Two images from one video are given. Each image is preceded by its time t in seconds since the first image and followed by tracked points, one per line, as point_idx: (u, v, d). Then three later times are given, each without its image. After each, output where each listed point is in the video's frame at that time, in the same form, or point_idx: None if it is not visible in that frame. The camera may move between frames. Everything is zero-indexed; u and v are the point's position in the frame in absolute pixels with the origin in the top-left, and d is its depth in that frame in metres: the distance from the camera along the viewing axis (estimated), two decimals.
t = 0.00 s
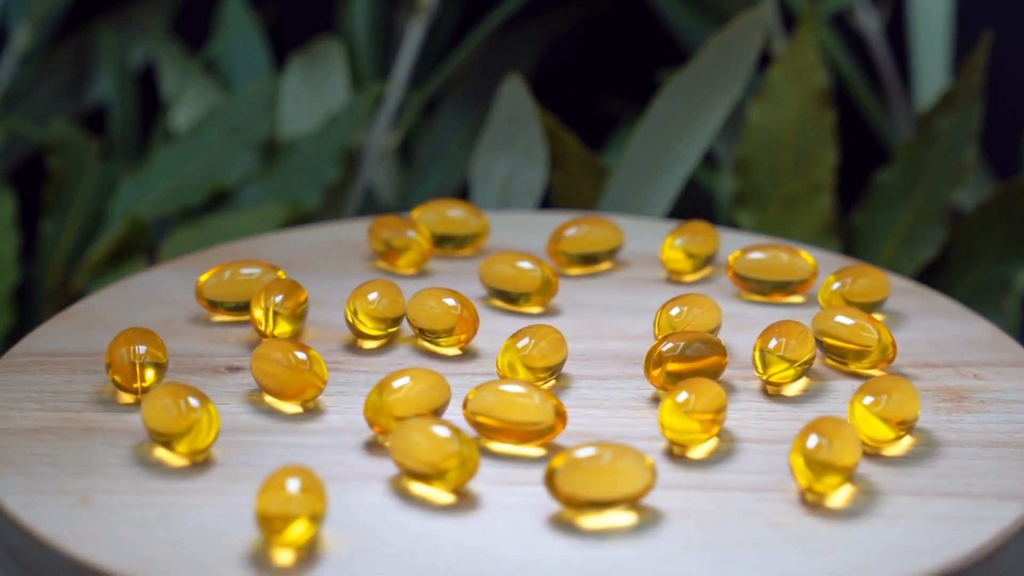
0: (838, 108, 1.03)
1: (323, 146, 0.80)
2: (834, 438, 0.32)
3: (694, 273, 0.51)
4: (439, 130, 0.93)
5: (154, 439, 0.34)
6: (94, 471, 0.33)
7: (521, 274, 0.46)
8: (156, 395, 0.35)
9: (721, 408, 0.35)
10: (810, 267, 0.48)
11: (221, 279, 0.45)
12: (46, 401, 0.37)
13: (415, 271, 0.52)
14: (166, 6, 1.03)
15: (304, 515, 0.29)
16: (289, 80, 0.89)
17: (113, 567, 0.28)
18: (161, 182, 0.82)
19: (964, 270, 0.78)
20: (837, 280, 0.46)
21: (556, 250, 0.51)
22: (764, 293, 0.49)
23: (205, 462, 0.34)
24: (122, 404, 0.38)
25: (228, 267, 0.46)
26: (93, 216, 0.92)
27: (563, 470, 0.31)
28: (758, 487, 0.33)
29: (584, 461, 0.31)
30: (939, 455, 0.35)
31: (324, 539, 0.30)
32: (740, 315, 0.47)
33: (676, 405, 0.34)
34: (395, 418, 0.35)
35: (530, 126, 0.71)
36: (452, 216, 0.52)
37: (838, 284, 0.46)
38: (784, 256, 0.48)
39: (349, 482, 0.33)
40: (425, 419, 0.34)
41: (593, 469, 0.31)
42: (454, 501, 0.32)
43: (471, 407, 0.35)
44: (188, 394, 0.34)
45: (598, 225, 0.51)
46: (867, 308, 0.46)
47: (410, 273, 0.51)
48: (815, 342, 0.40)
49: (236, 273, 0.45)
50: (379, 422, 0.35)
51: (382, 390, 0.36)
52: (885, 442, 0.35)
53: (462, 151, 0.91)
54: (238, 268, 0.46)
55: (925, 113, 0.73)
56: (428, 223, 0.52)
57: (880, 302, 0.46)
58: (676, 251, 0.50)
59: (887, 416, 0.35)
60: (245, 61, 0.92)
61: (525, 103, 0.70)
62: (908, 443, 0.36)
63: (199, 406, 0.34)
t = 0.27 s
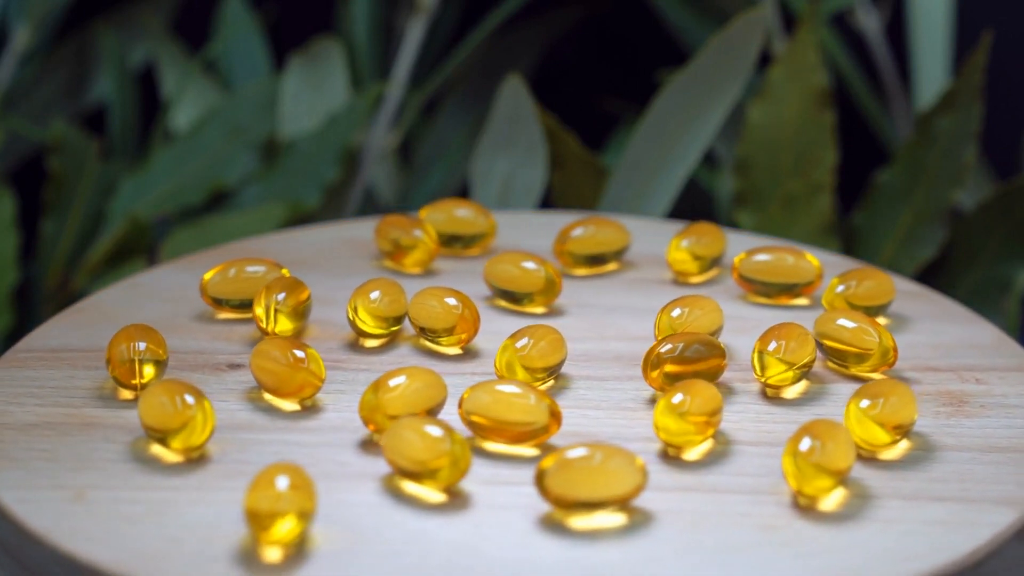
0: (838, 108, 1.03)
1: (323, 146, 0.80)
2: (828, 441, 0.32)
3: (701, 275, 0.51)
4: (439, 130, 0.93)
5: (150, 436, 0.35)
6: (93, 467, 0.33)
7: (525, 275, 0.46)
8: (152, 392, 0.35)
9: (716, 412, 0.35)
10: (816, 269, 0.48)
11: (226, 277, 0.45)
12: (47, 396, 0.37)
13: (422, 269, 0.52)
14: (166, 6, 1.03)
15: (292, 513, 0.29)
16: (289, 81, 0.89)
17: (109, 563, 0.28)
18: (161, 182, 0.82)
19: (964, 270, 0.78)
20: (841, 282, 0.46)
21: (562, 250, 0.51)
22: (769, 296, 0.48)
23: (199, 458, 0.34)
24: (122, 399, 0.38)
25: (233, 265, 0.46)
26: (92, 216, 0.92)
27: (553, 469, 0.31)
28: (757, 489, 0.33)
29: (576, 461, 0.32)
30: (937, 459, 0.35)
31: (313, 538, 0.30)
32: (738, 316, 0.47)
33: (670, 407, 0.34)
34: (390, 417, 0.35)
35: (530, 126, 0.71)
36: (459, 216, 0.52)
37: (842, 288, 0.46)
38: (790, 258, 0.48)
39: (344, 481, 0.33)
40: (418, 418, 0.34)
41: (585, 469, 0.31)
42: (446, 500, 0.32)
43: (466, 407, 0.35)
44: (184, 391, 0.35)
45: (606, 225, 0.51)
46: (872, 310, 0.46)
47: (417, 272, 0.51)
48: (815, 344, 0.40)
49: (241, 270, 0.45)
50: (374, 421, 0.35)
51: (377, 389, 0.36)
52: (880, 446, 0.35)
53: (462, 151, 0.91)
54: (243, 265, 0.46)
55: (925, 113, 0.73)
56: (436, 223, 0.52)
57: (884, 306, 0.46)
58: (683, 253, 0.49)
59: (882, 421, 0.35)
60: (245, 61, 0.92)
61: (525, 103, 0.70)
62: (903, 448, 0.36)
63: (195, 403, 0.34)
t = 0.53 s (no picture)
0: (838, 108, 1.03)
1: (323, 146, 0.80)
2: (819, 444, 0.32)
3: (709, 276, 0.51)
4: (439, 130, 0.92)
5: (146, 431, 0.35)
6: (91, 463, 0.33)
7: (531, 275, 0.46)
8: (149, 387, 0.35)
9: (710, 417, 0.35)
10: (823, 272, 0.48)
11: (232, 274, 0.45)
12: (48, 391, 0.38)
13: (428, 268, 0.52)
14: (166, 5, 1.03)
15: (278, 510, 0.29)
16: (289, 81, 0.89)
17: (103, 559, 0.28)
18: (161, 182, 0.82)
19: (963, 270, 0.78)
20: (845, 287, 0.46)
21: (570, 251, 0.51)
22: (774, 298, 0.48)
23: (194, 454, 0.34)
24: (122, 395, 0.38)
25: (239, 263, 0.46)
26: (93, 216, 0.92)
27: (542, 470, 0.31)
28: (754, 493, 0.33)
29: (566, 462, 0.32)
30: (934, 463, 0.34)
31: (300, 535, 0.30)
32: (737, 317, 0.47)
33: (665, 409, 0.34)
34: (384, 416, 0.35)
35: (530, 126, 0.71)
36: (468, 215, 0.52)
37: (847, 291, 0.46)
38: (797, 261, 0.48)
39: (340, 481, 0.33)
40: (410, 417, 0.34)
41: (575, 470, 0.31)
42: (438, 500, 0.32)
43: (460, 406, 0.35)
44: (180, 388, 0.35)
45: (614, 226, 0.51)
46: (877, 314, 0.45)
47: (423, 272, 0.52)
48: (815, 347, 0.40)
49: (247, 268, 0.46)
50: (368, 420, 0.35)
51: (373, 387, 0.36)
52: (875, 451, 0.35)
53: (462, 151, 0.91)
54: (249, 263, 0.46)
55: (925, 113, 0.73)
56: (445, 223, 0.52)
57: (890, 310, 0.45)
58: (690, 255, 0.49)
59: (876, 425, 0.34)
60: (245, 61, 0.92)
61: (525, 103, 0.70)
62: (900, 453, 0.35)
63: (190, 399, 0.34)
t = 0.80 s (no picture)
0: (838, 108, 1.03)
1: (323, 146, 0.80)
2: (810, 447, 0.32)
3: (716, 278, 0.50)
4: (439, 130, 0.92)
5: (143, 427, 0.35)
6: (88, 459, 0.34)
7: (536, 276, 0.46)
8: (143, 386, 0.35)
9: (704, 418, 0.35)
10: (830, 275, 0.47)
11: (238, 271, 0.46)
12: (50, 387, 0.38)
13: (435, 268, 0.52)
14: (166, 5, 1.03)
15: (266, 507, 0.30)
16: (289, 81, 0.89)
17: (96, 555, 0.28)
18: (161, 183, 0.82)
19: (963, 270, 0.78)
20: (849, 290, 0.46)
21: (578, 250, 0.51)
22: (779, 301, 0.48)
23: (189, 450, 0.35)
24: (122, 391, 0.39)
25: (244, 260, 0.46)
26: (93, 216, 0.92)
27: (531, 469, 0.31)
28: (748, 496, 0.33)
29: (556, 462, 0.32)
30: (931, 467, 0.34)
31: (287, 532, 0.30)
32: (735, 318, 0.47)
33: (658, 411, 0.34)
34: (377, 414, 0.35)
35: (531, 126, 0.71)
36: (477, 215, 0.52)
37: (851, 294, 0.46)
38: (803, 263, 0.47)
39: (333, 479, 0.33)
40: (402, 416, 0.34)
41: (564, 470, 0.31)
42: (429, 500, 0.32)
43: (453, 407, 0.35)
44: (175, 384, 0.35)
45: (621, 227, 0.51)
46: (882, 317, 0.45)
47: (431, 271, 0.52)
48: (814, 350, 0.39)
49: (253, 266, 0.46)
50: (363, 418, 0.36)
51: (369, 386, 0.36)
52: (870, 455, 0.34)
53: (462, 151, 0.91)
54: (255, 261, 0.47)
55: (925, 113, 0.73)
56: (453, 222, 0.52)
57: (896, 314, 0.45)
58: (696, 257, 0.49)
59: (870, 431, 0.34)
60: (245, 61, 0.92)
61: (525, 103, 0.70)
62: (897, 458, 0.35)
63: (185, 396, 0.34)
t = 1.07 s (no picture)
0: (838, 108, 1.03)
1: (323, 146, 0.80)
2: (801, 449, 0.32)
3: (722, 279, 0.50)
4: (439, 130, 0.92)
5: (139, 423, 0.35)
6: (84, 453, 0.34)
7: (541, 277, 0.46)
8: (140, 381, 0.35)
9: (698, 419, 0.35)
10: (834, 277, 0.47)
11: (243, 269, 0.46)
12: (51, 381, 0.39)
13: (442, 268, 0.53)
14: (166, 6, 1.03)
15: (255, 503, 0.30)
16: (289, 81, 0.89)
17: (88, 550, 0.29)
18: (161, 183, 0.82)
19: (963, 270, 0.78)
20: (852, 293, 0.46)
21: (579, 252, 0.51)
22: (784, 303, 0.48)
23: (185, 447, 0.35)
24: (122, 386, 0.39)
25: (250, 258, 0.47)
26: (92, 216, 0.92)
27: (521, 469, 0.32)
28: (744, 498, 0.33)
29: (546, 462, 0.32)
30: (929, 471, 0.34)
31: (277, 528, 0.30)
32: (734, 319, 0.47)
33: (652, 412, 0.34)
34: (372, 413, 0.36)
35: (531, 126, 0.71)
36: (485, 215, 0.52)
37: (854, 297, 0.45)
38: (809, 266, 0.47)
39: (327, 477, 0.33)
40: (394, 415, 0.34)
41: (554, 470, 0.31)
42: (422, 500, 0.32)
43: (447, 406, 0.35)
44: (173, 380, 0.35)
45: (628, 228, 0.51)
46: (886, 320, 0.44)
47: (439, 271, 0.52)
48: (813, 352, 0.39)
49: (258, 263, 0.46)
50: (358, 417, 0.36)
51: (364, 384, 0.36)
52: (863, 459, 0.34)
53: (462, 151, 0.91)
54: (260, 259, 0.47)
55: (925, 112, 0.73)
56: (461, 222, 0.52)
57: (899, 317, 0.45)
58: (701, 259, 0.49)
59: (864, 435, 0.34)
60: (245, 61, 0.92)
61: (525, 103, 0.70)
62: (891, 462, 0.35)
63: (181, 392, 0.35)
